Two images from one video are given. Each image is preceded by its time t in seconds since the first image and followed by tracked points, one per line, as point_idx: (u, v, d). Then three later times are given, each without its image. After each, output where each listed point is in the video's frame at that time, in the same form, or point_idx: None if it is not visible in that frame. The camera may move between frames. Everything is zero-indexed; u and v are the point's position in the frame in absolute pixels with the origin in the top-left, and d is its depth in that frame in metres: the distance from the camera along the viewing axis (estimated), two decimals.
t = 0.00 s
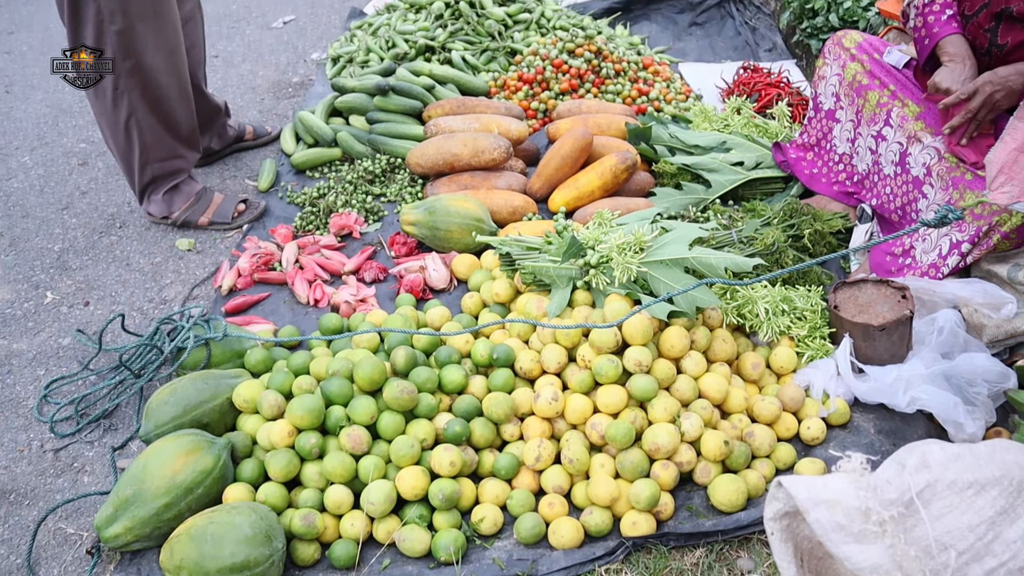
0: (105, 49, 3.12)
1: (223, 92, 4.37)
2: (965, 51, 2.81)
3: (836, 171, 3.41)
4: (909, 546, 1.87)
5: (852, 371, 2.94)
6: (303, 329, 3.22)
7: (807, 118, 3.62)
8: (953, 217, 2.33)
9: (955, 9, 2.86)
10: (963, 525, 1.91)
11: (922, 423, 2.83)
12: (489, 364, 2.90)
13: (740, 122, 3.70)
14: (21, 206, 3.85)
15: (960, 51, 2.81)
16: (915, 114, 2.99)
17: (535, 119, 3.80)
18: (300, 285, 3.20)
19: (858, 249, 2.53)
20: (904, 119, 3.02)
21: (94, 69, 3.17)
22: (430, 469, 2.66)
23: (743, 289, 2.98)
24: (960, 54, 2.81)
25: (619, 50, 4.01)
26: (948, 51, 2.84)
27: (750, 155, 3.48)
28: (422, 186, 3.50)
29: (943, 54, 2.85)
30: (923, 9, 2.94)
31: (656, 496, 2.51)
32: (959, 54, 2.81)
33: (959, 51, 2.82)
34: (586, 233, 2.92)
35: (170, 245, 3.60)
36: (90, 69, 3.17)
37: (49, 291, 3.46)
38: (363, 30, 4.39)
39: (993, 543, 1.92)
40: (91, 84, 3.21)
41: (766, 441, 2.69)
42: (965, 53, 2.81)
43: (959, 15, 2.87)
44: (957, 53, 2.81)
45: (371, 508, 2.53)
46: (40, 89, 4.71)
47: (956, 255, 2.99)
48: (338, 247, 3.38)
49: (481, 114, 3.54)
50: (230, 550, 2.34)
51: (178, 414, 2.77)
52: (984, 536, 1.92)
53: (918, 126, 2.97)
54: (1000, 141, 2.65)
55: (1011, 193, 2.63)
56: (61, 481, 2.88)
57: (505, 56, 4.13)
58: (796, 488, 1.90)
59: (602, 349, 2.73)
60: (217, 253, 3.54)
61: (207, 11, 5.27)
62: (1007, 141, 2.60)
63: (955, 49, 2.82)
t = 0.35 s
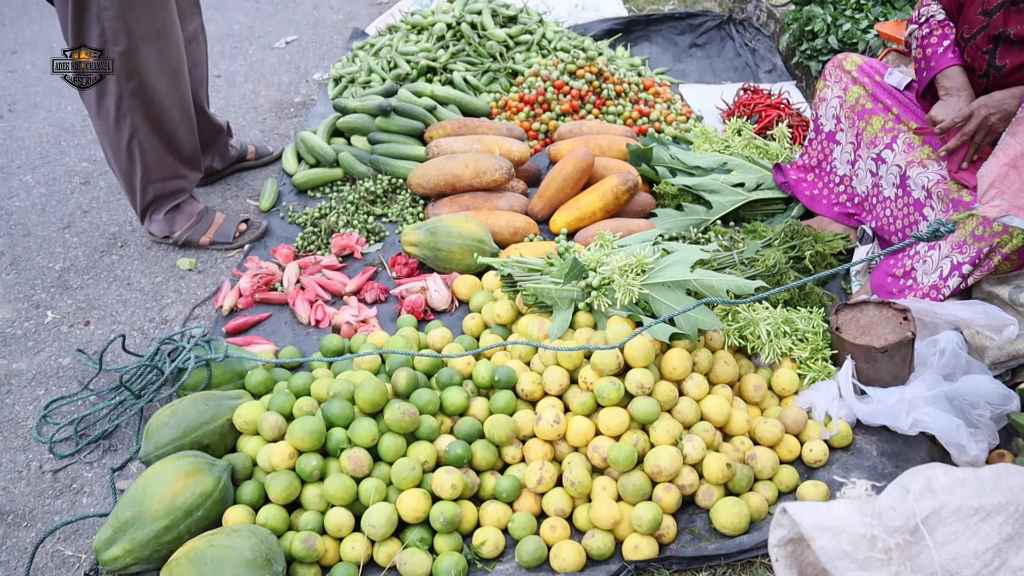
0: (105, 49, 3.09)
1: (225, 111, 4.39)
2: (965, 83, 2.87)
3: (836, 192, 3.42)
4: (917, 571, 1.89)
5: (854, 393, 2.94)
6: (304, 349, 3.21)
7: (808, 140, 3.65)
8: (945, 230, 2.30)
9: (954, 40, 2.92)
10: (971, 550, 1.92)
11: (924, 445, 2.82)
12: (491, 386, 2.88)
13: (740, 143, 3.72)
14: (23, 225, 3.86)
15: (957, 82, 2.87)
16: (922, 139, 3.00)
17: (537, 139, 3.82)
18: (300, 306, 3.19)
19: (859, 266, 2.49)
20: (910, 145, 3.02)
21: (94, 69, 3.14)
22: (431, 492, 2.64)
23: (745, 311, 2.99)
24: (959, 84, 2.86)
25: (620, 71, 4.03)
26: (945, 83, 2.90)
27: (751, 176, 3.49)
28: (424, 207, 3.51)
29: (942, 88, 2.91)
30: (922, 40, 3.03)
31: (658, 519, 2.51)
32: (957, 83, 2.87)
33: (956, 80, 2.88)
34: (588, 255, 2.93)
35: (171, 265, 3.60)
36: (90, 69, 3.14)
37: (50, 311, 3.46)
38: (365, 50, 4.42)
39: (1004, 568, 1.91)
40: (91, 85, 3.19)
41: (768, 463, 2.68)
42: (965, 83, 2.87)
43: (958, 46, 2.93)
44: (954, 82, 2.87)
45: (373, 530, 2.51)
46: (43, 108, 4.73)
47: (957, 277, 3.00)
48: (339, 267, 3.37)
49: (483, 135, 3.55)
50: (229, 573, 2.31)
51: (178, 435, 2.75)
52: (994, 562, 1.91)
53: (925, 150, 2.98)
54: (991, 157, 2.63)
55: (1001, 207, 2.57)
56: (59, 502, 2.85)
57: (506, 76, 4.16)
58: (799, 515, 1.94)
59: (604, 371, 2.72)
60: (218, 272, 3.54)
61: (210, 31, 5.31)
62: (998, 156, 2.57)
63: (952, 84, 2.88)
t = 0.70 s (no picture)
0: (106, 50, 3.06)
1: (227, 130, 4.40)
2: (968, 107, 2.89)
3: (836, 213, 3.43)
4: None
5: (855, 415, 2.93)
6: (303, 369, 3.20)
7: (808, 160, 3.65)
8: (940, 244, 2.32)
9: (954, 65, 2.92)
10: None
11: (927, 467, 2.80)
12: (491, 408, 2.87)
13: (740, 163, 3.72)
14: (23, 243, 3.86)
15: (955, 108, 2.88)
16: (918, 161, 3.01)
17: (537, 159, 3.82)
18: (301, 325, 3.19)
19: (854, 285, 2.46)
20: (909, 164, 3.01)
21: (93, 70, 3.09)
22: (431, 515, 2.62)
23: (745, 332, 3.00)
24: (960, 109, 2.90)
25: (620, 91, 4.05)
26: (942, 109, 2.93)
27: (752, 197, 3.50)
28: (424, 227, 3.51)
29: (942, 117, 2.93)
30: (922, 71, 3.02)
31: (660, 542, 2.47)
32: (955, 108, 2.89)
33: (954, 106, 2.90)
34: (589, 275, 2.93)
35: (171, 283, 3.60)
36: (89, 70, 3.09)
37: (49, 329, 3.45)
38: (366, 70, 4.44)
39: None
40: (89, 86, 3.13)
41: (770, 485, 2.65)
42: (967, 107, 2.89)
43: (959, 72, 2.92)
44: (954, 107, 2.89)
45: (372, 553, 2.47)
46: (45, 126, 4.74)
47: (959, 298, 3.00)
48: (339, 286, 3.37)
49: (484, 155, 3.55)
50: None
51: (176, 456, 2.73)
52: None
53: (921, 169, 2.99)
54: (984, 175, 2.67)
55: (992, 224, 2.61)
56: (57, 523, 2.82)
57: (507, 96, 4.18)
58: (803, 543, 1.99)
59: (605, 393, 2.72)
60: (218, 291, 3.54)
61: (212, 50, 5.33)
62: (992, 173, 2.63)
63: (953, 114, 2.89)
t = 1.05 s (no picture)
0: (106, 49, 3.03)
1: (228, 146, 4.41)
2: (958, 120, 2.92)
3: (836, 230, 3.42)
4: None
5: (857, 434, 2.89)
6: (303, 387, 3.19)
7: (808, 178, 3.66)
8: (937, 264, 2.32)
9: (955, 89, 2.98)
10: None
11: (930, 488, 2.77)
12: (492, 427, 2.86)
13: (741, 181, 3.72)
14: (23, 259, 3.85)
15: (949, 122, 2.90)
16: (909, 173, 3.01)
17: (538, 176, 3.82)
18: (301, 343, 3.18)
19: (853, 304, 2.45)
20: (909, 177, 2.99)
21: (93, 71, 3.06)
22: (431, 535, 2.59)
23: (746, 351, 3.00)
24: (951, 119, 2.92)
25: (620, 109, 4.04)
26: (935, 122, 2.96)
27: (753, 215, 3.50)
28: (425, 244, 3.50)
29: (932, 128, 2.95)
30: (918, 87, 3.08)
31: (661, 564, 2.45)
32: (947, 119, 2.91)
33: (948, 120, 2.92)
34: (590, 295, 2.92)
35: (172, 300, 3.60)
36: (89, 71, 3.05)
37: (49, 346, 3.43)
38: (367, 86, 4.45)
39: None
40: (90, 87, 3.08)
41: (772, 506, 2.63)
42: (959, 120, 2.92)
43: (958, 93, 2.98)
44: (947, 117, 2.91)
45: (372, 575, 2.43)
46: (47, 142, 4.75)
47: (960, 317, 3.00)
48: (340, 304, 3.37)
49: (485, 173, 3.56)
50: None
51: (175, 475, 2.70)
52: None
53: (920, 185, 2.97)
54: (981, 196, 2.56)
55: (989, 243, 2.46)
56: (54, 542, 2.79)
57: (507, 114, 4.18)
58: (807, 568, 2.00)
59: (606, 413, 2.69)
60: (218, 308, 3.53)
61: (214, 66, 5.35)
62: (988, 193, 2.52)
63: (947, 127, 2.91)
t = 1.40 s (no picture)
0: (106, 48, 3.01)
1: (228, 167, 4.42)
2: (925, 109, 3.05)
3: (837, 254, 3.39)
4: None
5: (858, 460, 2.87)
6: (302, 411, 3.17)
7: (808, 201, 3.62)
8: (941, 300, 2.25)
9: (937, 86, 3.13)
10: None
11: (932, 513, 2.75)
12: (491, 452, 2.82)
13: (741, 205, 3.72)
14: (23, 280, 3.85)
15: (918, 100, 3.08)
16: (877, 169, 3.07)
17: (537, 199, 3.81)
18: (300, 366, 3.16)
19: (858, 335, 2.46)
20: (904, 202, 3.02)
21: (94, 70, 3.01)
22: (430, 562, 2.55)
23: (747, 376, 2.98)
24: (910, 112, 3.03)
25: (621, 132, 4.06)
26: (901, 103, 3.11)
27: (753, 237, 3.46)
28: (425, 267, 3.50)
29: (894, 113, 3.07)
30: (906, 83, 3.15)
31: None
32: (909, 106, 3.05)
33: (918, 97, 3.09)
34: (590, 319, 2.91)
35: (171, 322, 3.59)
36: (90, 69, 3.00)
37: (47, 368, 3.41)
38: (368, 108, 4.47)
39: None
40: (90, 86, 3.03)
41: (773, 533, 2.60)
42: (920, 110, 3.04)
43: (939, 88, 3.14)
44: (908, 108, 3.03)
45: None
46: (48, 162, 4.76)
47: (961, 340, 3.00)
48: (338, 327, 3.35)
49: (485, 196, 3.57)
50: None
51: (173, 501, 2.65)
52: None
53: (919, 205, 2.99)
54: (982, 228, 2.59)
55: (992, 277, 2.51)
56: (49, 568, 2.74)
57: (507, 136, 4.20)
58: None
59: (606, 439, 2.68)
60: (217, 330, 3.53)
61: (216, 87, 5.38)
62: (988, 226, 2.54)
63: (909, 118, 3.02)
